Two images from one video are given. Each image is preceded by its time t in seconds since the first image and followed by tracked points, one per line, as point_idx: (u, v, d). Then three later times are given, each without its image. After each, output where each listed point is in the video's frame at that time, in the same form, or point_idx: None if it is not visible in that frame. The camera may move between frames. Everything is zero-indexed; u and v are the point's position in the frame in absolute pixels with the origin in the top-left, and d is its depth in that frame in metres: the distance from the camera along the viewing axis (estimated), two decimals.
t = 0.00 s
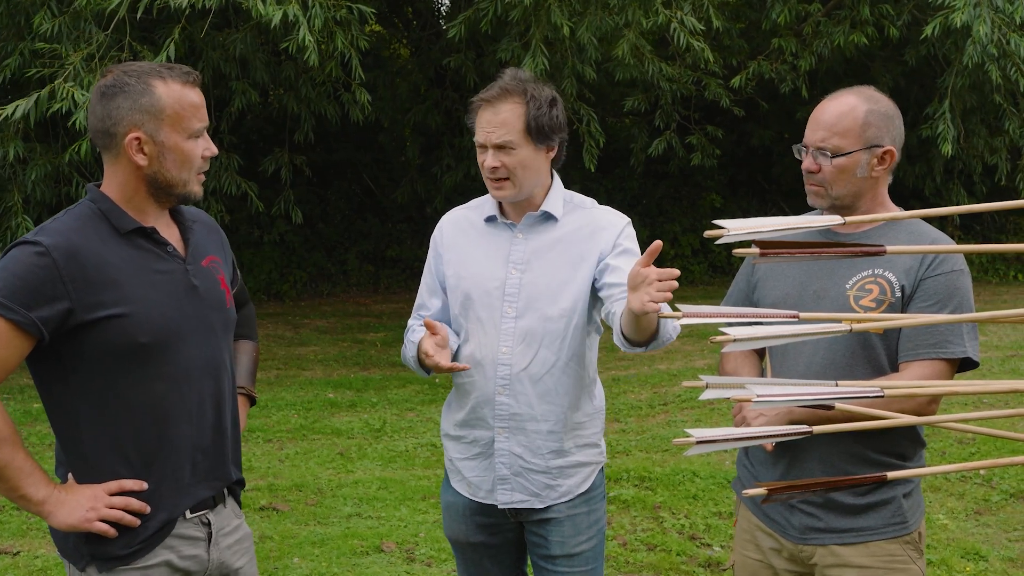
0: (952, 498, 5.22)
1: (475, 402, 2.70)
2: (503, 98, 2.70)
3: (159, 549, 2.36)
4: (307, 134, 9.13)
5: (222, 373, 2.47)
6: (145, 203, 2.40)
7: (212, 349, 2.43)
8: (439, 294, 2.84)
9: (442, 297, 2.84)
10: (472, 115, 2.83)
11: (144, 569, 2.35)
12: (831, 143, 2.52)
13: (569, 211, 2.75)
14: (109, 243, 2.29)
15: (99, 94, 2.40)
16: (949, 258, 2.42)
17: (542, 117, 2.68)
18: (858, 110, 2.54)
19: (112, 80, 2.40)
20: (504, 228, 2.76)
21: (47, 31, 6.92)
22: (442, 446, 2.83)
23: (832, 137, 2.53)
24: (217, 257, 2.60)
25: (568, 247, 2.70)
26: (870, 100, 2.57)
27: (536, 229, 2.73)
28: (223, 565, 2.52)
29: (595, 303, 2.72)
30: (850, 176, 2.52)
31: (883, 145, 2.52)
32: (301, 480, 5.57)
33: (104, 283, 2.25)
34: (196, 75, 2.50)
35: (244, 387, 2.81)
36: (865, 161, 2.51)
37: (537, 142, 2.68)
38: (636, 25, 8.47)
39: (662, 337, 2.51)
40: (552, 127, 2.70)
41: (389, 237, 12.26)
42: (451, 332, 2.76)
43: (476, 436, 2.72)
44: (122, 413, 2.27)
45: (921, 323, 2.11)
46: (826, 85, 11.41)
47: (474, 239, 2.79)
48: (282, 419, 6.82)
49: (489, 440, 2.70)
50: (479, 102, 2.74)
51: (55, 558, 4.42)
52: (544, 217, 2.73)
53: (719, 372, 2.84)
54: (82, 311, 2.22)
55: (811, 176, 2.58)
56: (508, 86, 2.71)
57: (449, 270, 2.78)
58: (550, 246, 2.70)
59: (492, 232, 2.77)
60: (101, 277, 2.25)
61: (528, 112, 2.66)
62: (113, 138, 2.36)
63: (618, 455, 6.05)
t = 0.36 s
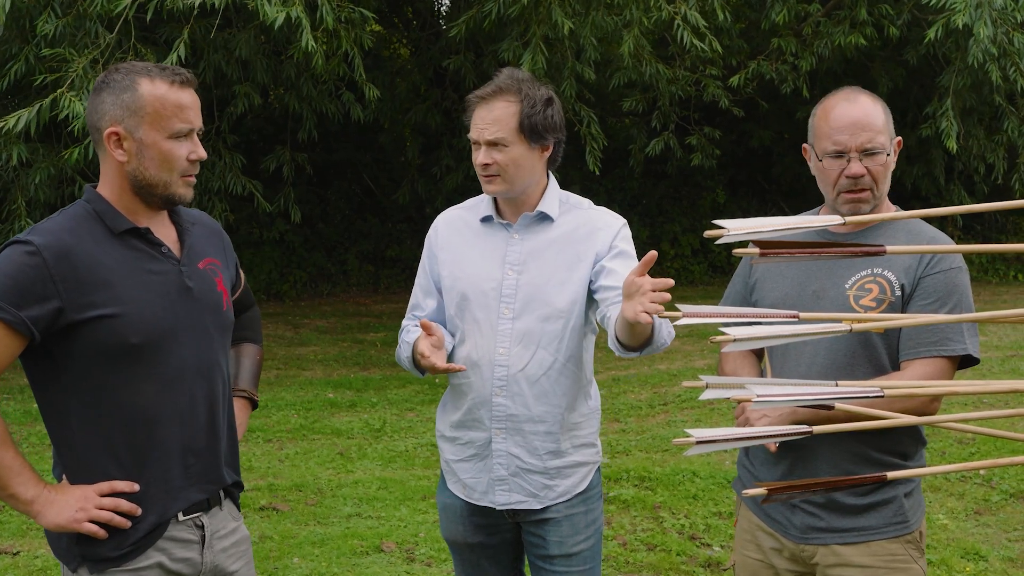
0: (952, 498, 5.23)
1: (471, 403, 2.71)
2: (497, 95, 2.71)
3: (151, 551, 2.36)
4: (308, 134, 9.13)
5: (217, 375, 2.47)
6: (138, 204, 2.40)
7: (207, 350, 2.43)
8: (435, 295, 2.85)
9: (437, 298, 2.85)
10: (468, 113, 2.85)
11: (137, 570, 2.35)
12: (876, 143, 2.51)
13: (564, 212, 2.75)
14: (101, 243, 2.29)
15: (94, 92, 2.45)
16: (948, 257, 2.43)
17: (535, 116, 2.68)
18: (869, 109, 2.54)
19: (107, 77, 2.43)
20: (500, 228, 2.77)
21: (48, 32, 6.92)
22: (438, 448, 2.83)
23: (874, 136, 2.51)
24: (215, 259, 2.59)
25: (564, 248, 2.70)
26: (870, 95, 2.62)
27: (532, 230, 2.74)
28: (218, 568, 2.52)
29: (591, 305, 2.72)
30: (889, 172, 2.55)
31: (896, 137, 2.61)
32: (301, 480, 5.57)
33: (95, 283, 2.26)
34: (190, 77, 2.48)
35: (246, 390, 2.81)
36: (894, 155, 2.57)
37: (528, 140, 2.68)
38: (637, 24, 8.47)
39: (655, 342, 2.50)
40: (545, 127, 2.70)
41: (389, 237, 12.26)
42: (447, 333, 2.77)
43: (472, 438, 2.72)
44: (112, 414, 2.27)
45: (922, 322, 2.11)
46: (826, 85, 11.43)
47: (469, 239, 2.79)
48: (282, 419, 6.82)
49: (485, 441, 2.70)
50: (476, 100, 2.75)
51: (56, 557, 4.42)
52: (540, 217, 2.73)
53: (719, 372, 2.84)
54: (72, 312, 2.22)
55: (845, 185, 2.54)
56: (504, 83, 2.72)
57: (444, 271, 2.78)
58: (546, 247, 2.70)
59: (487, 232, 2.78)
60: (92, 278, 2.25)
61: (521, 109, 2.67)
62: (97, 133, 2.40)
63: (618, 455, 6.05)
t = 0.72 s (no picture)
0: (951, 498, 5.23)
1: (466, 404, 2.70)
2: (493, 95, 2.71)
3: (153, 551, 2.36)
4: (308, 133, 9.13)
5: (219, 375, 2.47)
6: (140, 203, 2.40)
7: (208, 350, 2.43)
8: (429, 296, 2.84)
9: (432, 298, 2.84)
10: (461, 114, 2.84)
11: (138, 570, 2.35)
12: (876, 144, 2.50)
13: (559, 212, 2.75)
14: (101, 243, 2.29)
15: (93, 91, 2.45)
16: (947, 257, 2.43)
17: (530, 115, 2.68)
18: (867, 110, 2.54)
19: (107, 76, 2.44)
20: (494, 229, 2.76)
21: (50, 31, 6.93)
22: (433, 448, 2.82)
23: (876, 139, 2.51)
24: (218, 258, 2.59)
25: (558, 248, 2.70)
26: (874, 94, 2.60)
27: (527, 229, 2.73)
28: (219, 568, 2.52)
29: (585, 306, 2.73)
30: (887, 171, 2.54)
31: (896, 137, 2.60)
32: (301, 480, 5.57)
33: (95, 283, 2.25)
34: (188, 72, 2.49)
35: (251, 390, 2.81)
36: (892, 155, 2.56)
37: (524, 140, 2.68)
38: (637, 23, 8.45)
39: (634, 367, 2.66)
40: (540, 126, 2.70)
41: (389, 237, 12.26)
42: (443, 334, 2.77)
43: (467, 438, 2.72)
44: (113, 413, 2.27)
45: (921, 322, 2.11)
46: (826, 85, 11.43)
47: (464, 240, 2.78)
48: (282, 419, 6.81)
49: (480, 441, 2.70)
50: (470, 100, 2.75)
51: (55, 557, 4.42)
52: (534, 217, 2.73)
53: (717, 373, 2.84)
54: (72, 311, 2.22)
55: (846, 183, 2.53)
56: (499, 83, 2.72)
57: (439, 271, 2.78)
58: (540, 247, 2.70)
59: (482, 232, 2.77)
60: (92, 277, 2.25)
61: (516, 109, 2.67)
62: (98, 132, 2.39)
63: (618, 455, 6.05)
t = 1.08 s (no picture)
0: (951, 498, 5.22)
1: (463, 403, 2.71)
2: (492, 96, 2.71)
3: (157, 551, 2.36)
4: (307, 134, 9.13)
5: (222, 374, 2.47)
6: (145, 202, 2.40)
7: (212, 350, 2.43)
8: (428, 296, 2.84)
9: (430, 299, 2.85)
10: (460, 114, 2.84)
11: (143, 570, 2.34)
12: (860, 142, 2.50)
13: (556, 213, 2.76)
14: (107, 243, 2.29)
15: (97, 90, 2.45)
16: (946, 257, 2.42)
17: (529, 117, 2.68)
18: (858, 108, 2.53)
19: (110, 76, 2.43)
20: (491, 229, 2.76)
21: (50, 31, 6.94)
22: (430, 449, 2.82)
23: (861, 137, 2.51)
24: (221, 259, 2.60)
25: (555, 249, 2.69)
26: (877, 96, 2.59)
27: (524, 230, 2.73)
28: (223, 566, 2.52)
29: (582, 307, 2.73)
30: (874, 173, 2.53)
31: (893, 141, 2.58)
32: (301, 480, 5.57)
33: (102, 283, 2.25)
34: (191, 70, 2.49)
35: (252, 390, 2.81)
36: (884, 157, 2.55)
37: (523, 141, 2.68)
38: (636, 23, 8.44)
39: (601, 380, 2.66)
40: (539, 127, 2.70)
41: (390, 237, 12.25)
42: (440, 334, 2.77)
43: (464, 438, 2.72)
44: (120, 413, 2.27)
45: (920, 322, 2.11)
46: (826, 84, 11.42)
47: (462, 240, 2.78)
48: (282, 419, 6.81)
49: (477, 441, 2.70)
50: (468, 101, 2.75)
51: (55, 557, 4.42)
52: (532, 218, 2.74)
53: (716, 373, 2.84)
54: (79, 312, 2.21)
55: (825, 178, 2.53)
56: (498, 84, 2.72)
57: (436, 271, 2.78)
58: (537, 247, 2.70)
59: (480, 233, 2.77)
60: (99, 278, 2.25)
61: (515, 111, 2.67)
62: (102, 131, 2.39)
63: (618, 455, 6.04)
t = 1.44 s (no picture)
0: (951, 498, 5.22)
1: (463, 403, 2.72)
2: (495, 96, 2.71)
3: (158, 551, 2.36)
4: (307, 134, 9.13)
5: (222, 374, 2.48)
6: (146, 202, 2.40)
7: (212, 350, 2.44)
8: (428, 296, 2.84)
9: (430, 299, 2.85)
10: (461, 113, 2.84)
11: (144, 570, 2.35)
12: (824, 139, 2.52)
13: (557, 212, 2.76)
14: (110, 243, 2.29)
15: (101, 89, 2.45)
16: (944, 258, 2.42)
17: (532, 117, 2.68)
18: (836, 108, 2.55)
19: (115, 75, 2.44)
20: (492, 229, 2.76)
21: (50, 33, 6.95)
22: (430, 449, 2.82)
23: (824, 133, 2.53)
24: (220, 260, 2.60)
25: (556, 249, 2.69)
26: (869, 99, 2.57)
27: (525, 230, 2.74)
28: (223, 566, 2.52)
29: (583, 307, 2.73)
30: (843, 173, 2.52)
31: (878, 145, 2.51)
32: (301, 480, 5.57)
33: (105, 283, 2.25)
34: (197, 72, 2.50)
35: (248, 391, 2.81)
36: (860, 159, 2.51)
37: (526, 142, 2.68)
38: (635, 23, 8.44)
39: (605, 378, 2.66)
40: (541, 128, 2.70)
41: (390, 237, 12.24)
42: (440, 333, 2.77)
43: (464, 437, 2.72)
44: (123, 413, 2.27)
45: (918, 323, 2.11)
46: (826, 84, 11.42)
47: (462, 239, 2.78)
48: (282, 419, 6.82)
49: (477, 440, 2.70)
50: (470, 101, 2.75)
51: (56, 557, 4.42)
52: (532, 217, 2.74)
53: (714, 373, 2.84)
54: (82, 312, 2.21)
55: (802, 171, 2.58)
56: (501, 84, 2.71)
57: (436, 271, 2.78)
58: (538, 247, 2.70)
59: (480, 232, 2.77)
60: (103, 278, 2.25)
61: (518, 111, 2.67)
62: (107, 131, 2.39)
63: (618, 455, 6.04)
